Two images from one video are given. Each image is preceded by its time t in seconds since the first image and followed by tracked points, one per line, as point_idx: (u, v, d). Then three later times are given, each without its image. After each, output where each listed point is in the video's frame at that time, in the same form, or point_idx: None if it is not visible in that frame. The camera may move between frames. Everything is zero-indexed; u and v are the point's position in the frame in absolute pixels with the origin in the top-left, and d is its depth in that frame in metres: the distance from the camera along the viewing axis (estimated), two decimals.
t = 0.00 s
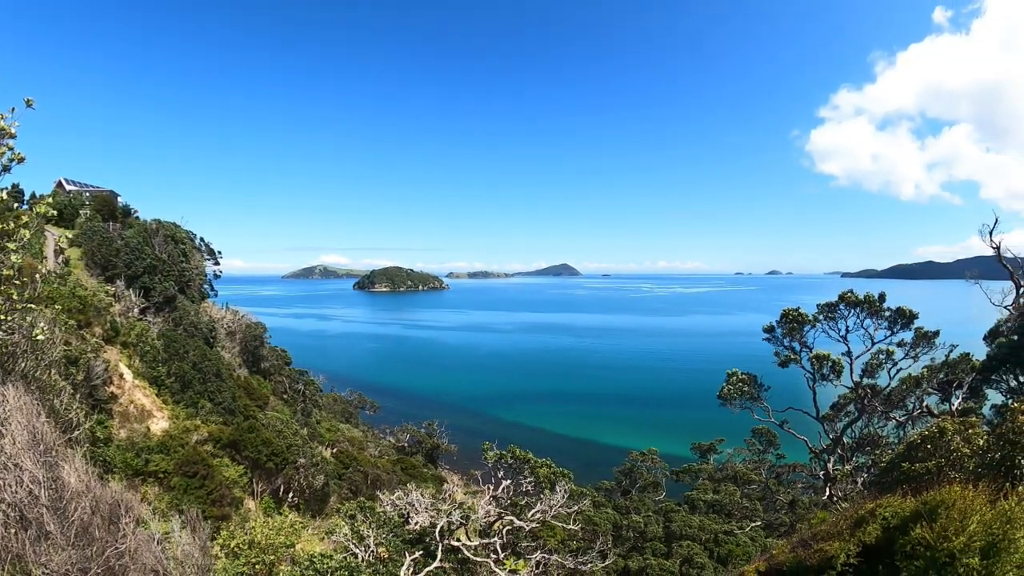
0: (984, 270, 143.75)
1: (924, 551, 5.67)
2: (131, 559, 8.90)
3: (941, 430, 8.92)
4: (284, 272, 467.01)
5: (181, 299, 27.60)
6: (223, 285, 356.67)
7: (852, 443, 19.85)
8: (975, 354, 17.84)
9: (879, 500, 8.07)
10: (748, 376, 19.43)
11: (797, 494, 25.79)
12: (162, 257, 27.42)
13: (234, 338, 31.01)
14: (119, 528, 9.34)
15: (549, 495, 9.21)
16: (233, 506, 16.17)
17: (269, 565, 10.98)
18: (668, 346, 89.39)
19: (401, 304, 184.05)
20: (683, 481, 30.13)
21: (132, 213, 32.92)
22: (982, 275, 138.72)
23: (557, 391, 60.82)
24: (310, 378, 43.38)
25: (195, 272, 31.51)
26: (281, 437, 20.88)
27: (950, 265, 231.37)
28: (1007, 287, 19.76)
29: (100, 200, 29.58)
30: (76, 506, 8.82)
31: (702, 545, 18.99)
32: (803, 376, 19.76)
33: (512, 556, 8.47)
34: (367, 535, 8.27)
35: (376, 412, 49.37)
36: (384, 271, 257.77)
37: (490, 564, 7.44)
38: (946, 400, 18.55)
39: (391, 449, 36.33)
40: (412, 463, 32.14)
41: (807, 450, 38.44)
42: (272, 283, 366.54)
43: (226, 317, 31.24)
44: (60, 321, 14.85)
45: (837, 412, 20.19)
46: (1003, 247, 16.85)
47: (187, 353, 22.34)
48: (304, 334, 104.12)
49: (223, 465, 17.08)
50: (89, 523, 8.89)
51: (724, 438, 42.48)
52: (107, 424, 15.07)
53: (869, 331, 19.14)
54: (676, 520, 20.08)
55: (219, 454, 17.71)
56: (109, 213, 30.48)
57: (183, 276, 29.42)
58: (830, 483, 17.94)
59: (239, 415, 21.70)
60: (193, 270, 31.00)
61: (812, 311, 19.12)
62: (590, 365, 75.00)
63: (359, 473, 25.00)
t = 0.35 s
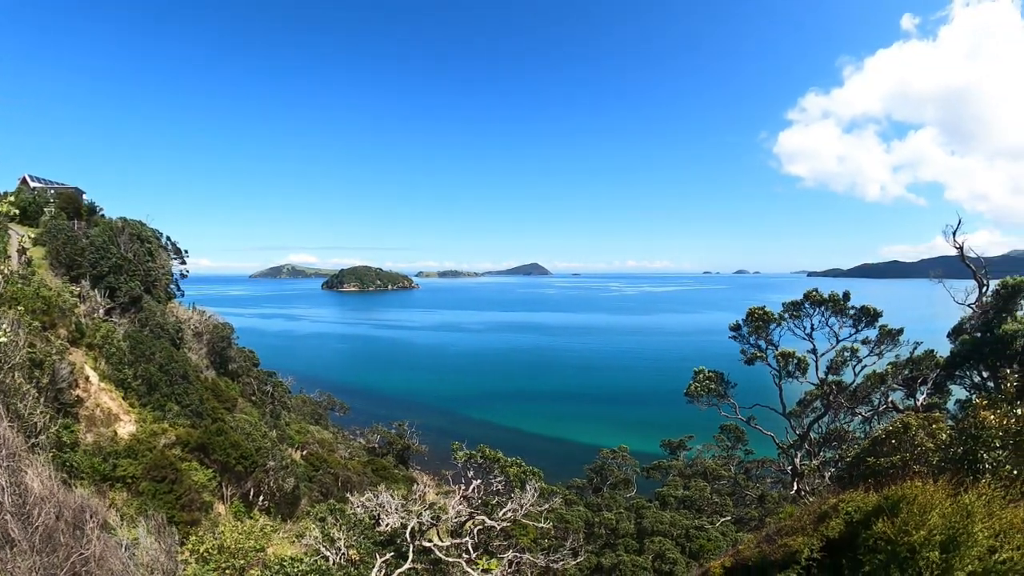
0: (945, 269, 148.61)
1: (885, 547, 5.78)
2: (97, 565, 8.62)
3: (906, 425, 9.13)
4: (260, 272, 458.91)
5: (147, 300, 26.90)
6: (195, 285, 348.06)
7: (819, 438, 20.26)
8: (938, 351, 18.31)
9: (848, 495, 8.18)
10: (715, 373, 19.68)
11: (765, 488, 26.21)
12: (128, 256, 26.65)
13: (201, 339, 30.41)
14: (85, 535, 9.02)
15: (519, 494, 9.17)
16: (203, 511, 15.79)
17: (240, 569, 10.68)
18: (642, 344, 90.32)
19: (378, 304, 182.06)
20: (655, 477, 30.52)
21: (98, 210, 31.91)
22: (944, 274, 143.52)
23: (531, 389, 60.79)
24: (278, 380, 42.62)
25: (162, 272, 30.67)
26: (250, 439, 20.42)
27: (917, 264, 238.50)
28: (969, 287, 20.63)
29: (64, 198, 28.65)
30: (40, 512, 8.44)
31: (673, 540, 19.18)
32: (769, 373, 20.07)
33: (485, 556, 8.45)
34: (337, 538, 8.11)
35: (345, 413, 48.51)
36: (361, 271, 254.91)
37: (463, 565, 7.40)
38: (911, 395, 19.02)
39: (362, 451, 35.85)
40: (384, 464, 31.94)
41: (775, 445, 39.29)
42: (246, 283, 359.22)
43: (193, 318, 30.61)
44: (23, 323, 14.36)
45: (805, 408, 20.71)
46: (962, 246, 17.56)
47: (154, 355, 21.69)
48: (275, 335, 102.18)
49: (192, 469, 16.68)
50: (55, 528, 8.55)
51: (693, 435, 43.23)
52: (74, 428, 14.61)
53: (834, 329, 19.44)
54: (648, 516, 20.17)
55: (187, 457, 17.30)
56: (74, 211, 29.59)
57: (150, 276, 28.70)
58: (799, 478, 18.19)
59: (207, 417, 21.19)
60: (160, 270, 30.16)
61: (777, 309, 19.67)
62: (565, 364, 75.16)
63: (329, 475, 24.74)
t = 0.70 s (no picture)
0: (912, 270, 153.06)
1: (850, 543, 5.86)
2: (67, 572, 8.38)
3: (875, 422, 9.33)
4: (238, 272, 450.50)
5: (116, 300, 26.28)
6: (169, 285, 339.67)
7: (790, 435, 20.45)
8: (905, 348, 18.85)
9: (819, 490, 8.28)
10: (684, 371, 19.87)
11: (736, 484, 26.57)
12: (97, 255, 25.97)
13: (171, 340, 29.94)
14: (53, 540, 8.77)
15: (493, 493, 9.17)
16: (175, 516, 15.49)
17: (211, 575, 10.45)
18: (619, 343, 91.06)
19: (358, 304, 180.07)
20: (628, 475, 30.65)
21: (66, 208, 31.11)
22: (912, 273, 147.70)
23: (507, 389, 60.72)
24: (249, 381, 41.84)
25: (130, 272, 29.89)
26: (221, 441, 19.88)
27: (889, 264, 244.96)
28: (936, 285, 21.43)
29: (32, 195, 27.82)
30: (4, 517, 8.18)
31: (648, 537, 19.35)
32: (739, 371, 20.30)
33: (460, 556, 8.37)
34: (311, 540, 8.00)
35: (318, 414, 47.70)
36: (338, 269, 251.30)
37: (438, 565, 7.38)
38: (880, 391, 19.32)
39: (335, 452, 35.45)
40: (358, 466, 31.71)
41: (745, 441, 40.04)
42: (221, 283, 351.63)
43: (163, 318, 30.00)
44: None
45: (774, 405, 21.22)
46: (929, 245, 17.98)
47: (123, 356, 21.02)
48: (247, 336, 100.04)
49: (163, 473, 16.33)
50: (20, 534, 8.31)
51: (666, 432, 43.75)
52: (44, 433, 14.19)
53: (803, 327, 19.55)
54: (622, 513, 20.28)
55: (158, 461, 16.95)
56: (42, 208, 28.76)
57: (118, 276, 28.03)
58: (770, 473, 18.18)
59: (178, 420, 20.76)
60: (129, 269, 29.41)
61: (745, 308, 19.92)
62: (544, 363, 75.24)
63: (303, 478, 24.44)
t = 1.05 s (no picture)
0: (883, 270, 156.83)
1: (821, 540, 5.94)
2: None
3: (847, 419, 9.42)
4: (217, 270, 443.13)
5: (89, 300, 25.73)
6: (145, 285, 332.07)
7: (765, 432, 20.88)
8: (877, 346, 19.17)
9: (795, 487, 8.36)
10: (659, 370, 20.03)
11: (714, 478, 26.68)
12: (69, 254, 25.38)
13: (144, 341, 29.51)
14: (22, 546, 8.54)
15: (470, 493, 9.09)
16: (151, 520, 15.23)
17: None
18: (599, 341, 91.56)
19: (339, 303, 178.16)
20: (605, 473, 30.76)
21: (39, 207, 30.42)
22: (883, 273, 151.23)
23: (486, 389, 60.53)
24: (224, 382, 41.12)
25: (104, 271, 29.26)
26: (196, 444, 19.58)
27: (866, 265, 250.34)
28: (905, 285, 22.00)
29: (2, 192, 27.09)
30: None
31: (626, 534, 19.46)
32: (714, 369, 20.50)
33: (438, 557, 8.29)
34: (287, 543, 7.90)
35: (293, 416, 46.95)
36: (316, 270, 249.11)
37: (415, 566, 7.34)
38: (853, 389, 19.65)
39: (311, 454, 35.14)
40: (334, 467, 31.40)
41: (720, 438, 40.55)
42: (200, 282, 345.36)
43: (136, 319, 29.46)
44: None
45: (749, 403, 21.46)
46: (903, 246, 18.28)
47: (97, 358, 20.43)
48: (222, 337, 98.10)
49: (138, 477, 16.02)
50: None
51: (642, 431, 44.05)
52: (17, 438, 13.83)
53: (776, 326, 19.84)
54: (600, 511, 20.37)
55: (132, 465, 16.64)
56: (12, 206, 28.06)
57: (91, 276, 27.47)
58: (745, 470, 18.76)
59: (153, 422, 20.47)
60: (102, 269, 28.75)
61: (720, 307, 20.14)
62: (524, 363, 75.25)
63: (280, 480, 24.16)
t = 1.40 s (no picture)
0: (864, 270, 159.38)
1: (799, 538, 5.98)
2: None
3: (828, 417, 9.50)
4: (203, 270, 437.98)
5: (69, 300, 25.37)
6: (128, 284, 326.75)
7: (746, 430, 20.54)
8: (857, 345, 19.23)
9: (776, 485, 8.41)
10: (641, 369, 20.11)
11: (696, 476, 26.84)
12: (49, 253, 25.02)
13: (124, 342, 29.19)
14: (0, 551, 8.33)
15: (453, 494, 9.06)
16: (133, 524, 15.04)
17: None
18: (585, 341, 91.92)
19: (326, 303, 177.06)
20: (588, 472, 30.76)
21: (17, 206, 29.94)
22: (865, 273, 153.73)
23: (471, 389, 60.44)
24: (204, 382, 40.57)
25: (84, 271, 28.87)
26: (177, 446, 19.36)
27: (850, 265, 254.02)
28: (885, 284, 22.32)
29: None
30: None
31: (610, 532, 19.54)
32: (695, 368, 20.57)
33: (421, 557, 8.26)
34: (270, 546, 7.82)
35: (275, 417, 46.64)
36: (299, 270, 247.15)
37: (400, 567, 7.28)
38: (834, 386, 19.52)
39: (293, 455, 34.91)
40: (317, 468, 31.19)
41: (703, 437, 40.88)
42: (184, 282, 340.03)
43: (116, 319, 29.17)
44: None
45: (730, 402, 21.38)
46: (883, 246, 18.51)
47: (77, 359, 20.29)
48: (205, 338, 96.82)
49: (119, 480, 15.80)
50: None
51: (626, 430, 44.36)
52: None
53: (757, 325, 20.02)
54: (584, 510, 20.41)
55: (114, 468, 16.44)
56: None
57: (70, 275, 27.11)
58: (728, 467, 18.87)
59: (134, 424, 20.26)
60: (82, 268, 28.36)
61: (700, 307, 20.21)
62: (511, 362, 75.30)
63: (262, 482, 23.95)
